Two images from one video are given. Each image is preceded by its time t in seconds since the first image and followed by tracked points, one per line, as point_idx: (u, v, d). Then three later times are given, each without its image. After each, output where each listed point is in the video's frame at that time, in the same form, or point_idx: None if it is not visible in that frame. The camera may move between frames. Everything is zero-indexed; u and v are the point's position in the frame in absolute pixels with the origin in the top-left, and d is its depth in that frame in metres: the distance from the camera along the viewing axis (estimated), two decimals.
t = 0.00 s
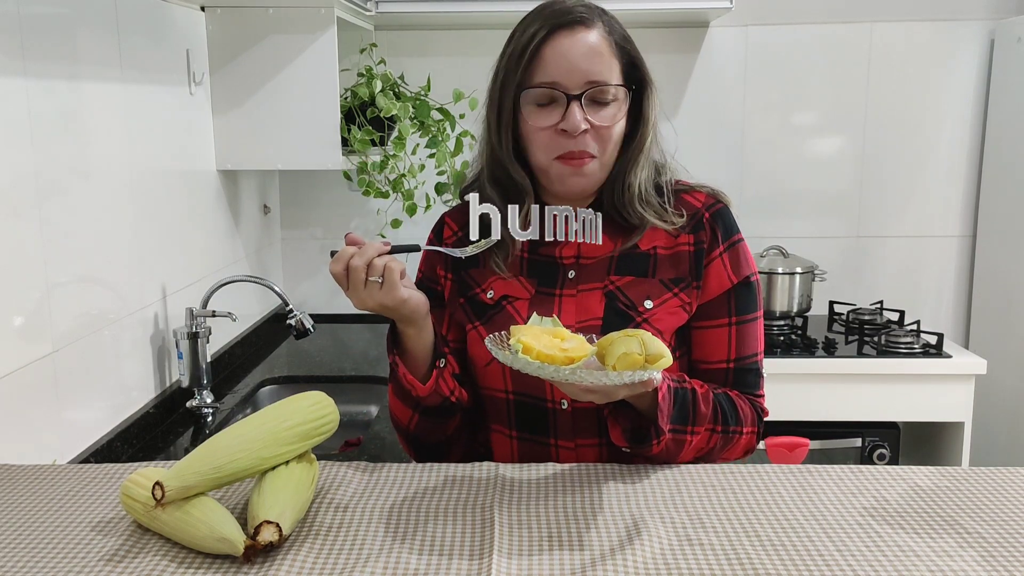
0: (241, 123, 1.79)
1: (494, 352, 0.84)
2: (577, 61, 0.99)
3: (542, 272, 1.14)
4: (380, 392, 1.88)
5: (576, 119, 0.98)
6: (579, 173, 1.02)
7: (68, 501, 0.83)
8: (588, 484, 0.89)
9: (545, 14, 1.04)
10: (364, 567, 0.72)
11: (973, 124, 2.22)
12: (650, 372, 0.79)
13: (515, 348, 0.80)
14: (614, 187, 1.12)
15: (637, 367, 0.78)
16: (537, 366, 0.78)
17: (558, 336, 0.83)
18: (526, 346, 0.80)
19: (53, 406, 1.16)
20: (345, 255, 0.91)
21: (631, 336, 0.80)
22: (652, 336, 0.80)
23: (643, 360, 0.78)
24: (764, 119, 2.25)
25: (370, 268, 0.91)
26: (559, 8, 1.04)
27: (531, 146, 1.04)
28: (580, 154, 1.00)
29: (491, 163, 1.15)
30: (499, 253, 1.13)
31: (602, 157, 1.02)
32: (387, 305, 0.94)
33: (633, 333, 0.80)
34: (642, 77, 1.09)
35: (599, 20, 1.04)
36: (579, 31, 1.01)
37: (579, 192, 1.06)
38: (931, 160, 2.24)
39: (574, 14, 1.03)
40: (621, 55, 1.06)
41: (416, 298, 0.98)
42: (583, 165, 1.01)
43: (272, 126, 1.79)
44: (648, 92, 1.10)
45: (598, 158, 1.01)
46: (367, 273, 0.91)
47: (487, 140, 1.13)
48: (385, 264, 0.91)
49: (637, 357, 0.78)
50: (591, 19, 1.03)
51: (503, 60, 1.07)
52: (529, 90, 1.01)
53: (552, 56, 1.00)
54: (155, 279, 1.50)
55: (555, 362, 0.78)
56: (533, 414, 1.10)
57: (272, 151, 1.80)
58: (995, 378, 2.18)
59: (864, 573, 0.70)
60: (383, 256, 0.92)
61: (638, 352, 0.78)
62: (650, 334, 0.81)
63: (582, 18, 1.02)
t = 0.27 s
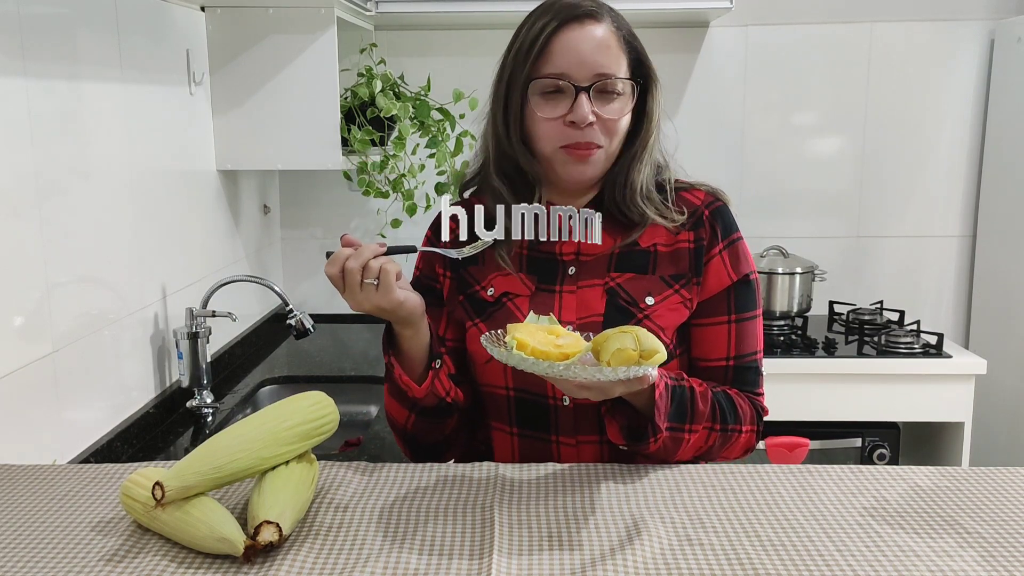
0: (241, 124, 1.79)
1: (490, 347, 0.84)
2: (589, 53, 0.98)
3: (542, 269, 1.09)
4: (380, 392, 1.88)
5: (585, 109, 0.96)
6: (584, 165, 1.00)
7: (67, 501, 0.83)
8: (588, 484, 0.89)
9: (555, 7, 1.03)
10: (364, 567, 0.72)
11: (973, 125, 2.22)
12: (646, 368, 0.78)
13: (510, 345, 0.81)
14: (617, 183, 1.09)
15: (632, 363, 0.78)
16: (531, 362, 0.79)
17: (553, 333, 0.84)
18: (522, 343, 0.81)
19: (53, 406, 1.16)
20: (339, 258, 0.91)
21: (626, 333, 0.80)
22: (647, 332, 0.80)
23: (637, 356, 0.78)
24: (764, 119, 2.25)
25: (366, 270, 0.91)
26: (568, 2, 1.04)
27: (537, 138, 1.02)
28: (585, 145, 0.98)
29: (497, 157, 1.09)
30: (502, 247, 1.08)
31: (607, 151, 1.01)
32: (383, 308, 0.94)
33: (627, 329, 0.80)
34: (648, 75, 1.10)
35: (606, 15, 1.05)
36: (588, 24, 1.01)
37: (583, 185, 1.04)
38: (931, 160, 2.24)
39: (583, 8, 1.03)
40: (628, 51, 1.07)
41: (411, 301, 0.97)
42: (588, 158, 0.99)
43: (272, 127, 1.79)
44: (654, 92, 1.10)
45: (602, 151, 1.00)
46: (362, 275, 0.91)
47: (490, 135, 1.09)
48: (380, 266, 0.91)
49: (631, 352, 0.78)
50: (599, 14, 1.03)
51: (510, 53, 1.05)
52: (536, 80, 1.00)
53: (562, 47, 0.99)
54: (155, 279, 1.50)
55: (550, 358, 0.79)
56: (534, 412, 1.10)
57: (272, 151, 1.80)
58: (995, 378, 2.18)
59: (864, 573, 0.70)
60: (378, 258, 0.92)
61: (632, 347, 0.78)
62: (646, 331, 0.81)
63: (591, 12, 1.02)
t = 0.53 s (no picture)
0: (241, 124, 1.79)
1: (492, 355, 0.84)
2: (577, 28, 1.02)
3: (543, 271, 1.11)
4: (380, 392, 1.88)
5: (571, 76, 0.99)
6: (572, 134, 1.01)
7: (67, 502, 0.83)
8: (588, 485, 0.89)
9: None
10: (364, 567, 0.72)
11: (973, 124, 2.22)
12: (649, 375, 0.78)
13: (514, 352, 0.80)
14: (622, 175, 1.12)
15: (637, 371, 0.78)
16: (536, 369, 0.79)
17: (558, 341, 0.84)
18: (525, 350, 0.81)
19: (53, 405, 1.16)
20: (334, 261, 0.91)
21: (631, 340, 0.79)
22: (651, 340, 0.80)
23: (642, 364, 0.78)
24: (764, 119, 2.25)
25: (360, 275, 0.91)
26: None
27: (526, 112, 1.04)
28: (573, 113, 1.00)
29: (492, 138, 1.15)
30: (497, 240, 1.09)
31: (597, 123, 1.01)
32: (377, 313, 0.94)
33: (632, 336, 0.80)
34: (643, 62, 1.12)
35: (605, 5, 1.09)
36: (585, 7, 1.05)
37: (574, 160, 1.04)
38: (931, 160, 2.24)
39: None
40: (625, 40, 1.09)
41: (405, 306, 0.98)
42: (577, 126, 1.00)
43: (272, 127, 1.79)
44: (648, 79, 1.13)
45: (591, 121, 1.01)
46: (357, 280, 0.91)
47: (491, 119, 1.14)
48: (374, 272, 0.91)
49: (635, 360, 0.77)
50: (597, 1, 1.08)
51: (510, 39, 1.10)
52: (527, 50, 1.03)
53: (554, 22, 1.03)
54: (155, 280, 1.50)
55: (554, 366, 0.79)
56: (536, 417, 1.10)
57: (272, 151, 1.80)
58: (995, 377, 2.18)
59: (863, 573, 0.70)
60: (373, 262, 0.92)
61: (636, 355, 0.78)
62: (651, 338, 0.80)
63: None
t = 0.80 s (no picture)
0: (241, 124, 1.79)
1: (500, 360, 0.83)
2: (579, 32, 1.02)
3: (543, 273, 1.13)
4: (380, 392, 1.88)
5: (574, 83, 0.99)
6: (575, 139, 1.02)
7: (67, 501, 0.83)
8: (588, 485, 0.89)
9: None
10: (364, 567, 0.72)
11: (974, 124, 2.22)
12: (660, 379, 0.79)
13: (523, 359, 0.79)
14: (623, 175, 1.12)
15: (648, 375, 0.78)
16: (547, 377, 0.77)
17: (565, 345, 0.83)
18: (535, 356, 0.79)
19: (53, 405, 1.16)
20: (344, 264, 0.90)
21: (640, 345, 0.81)
22: (661, 345, 0.81)
23: (652, 368, 0.78)
24: (764, 119, 2.25)
25: (372, 276, 0.90)
26: None
27: (528, 115, 1.05)
28: (576, 119, 1.00)
29: (491, 139, 1.16)
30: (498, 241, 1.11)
31: (599, 127, 1.02)
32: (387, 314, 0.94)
33: (641, 341, 0.81)
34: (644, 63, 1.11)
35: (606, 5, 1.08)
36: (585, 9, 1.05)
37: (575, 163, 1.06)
38: (931, 160, 2.24)
39: None
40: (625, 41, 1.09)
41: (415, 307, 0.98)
42: (578, 131, 1.01)
43: (272, 127, 1.79)
44: (648, 80, 1.12)
45: (594, 126, 1.01)
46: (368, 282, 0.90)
47: (490, 119, 1.15)
48: (386, 273, 0.91)
49: (646, 364, 0.78)
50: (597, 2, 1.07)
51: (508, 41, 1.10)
52: (528, 54, 1.03)
53: (555, 25, 1.03)
54: (155, 280, 1.50)
55: (564, 372, 0.78)
56: (538, 419, 1.10)
57: (272, 151, 1.80)
58: (995, 377, 2.18)
59: (863, 573, 0.70)
60: (384, 264, 0.92)
61: (646, 359, 0.79)
62: (660, 343, 0.81)
63: None
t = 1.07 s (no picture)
0: (241, 124, 1.79)
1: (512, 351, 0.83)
2: (586, 35, 1.03)
3: (548, 269, 1.10)
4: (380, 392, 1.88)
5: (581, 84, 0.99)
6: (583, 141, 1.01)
7: (67, 501, 0.83)
8: (588, 485, 0.89)
9: None
10: (364, 567, 0.72)
11: (973, 125, 2.22)
12: (671, 369, 0.80)
13: (537, 347, 0.80)
14: (628, 175, 1.11)
15: (659, 365, 0.79)
16: (560, 365, 0.78)
17: (576, 335, 0.83)
18: (547, 345, 0.80)
19: (53, 406, 1.16)
20: (357, 251, 0.91)
21: (651, 335, 0.81)
22: (673, 336, 0.81)
23: (664, 358, 0.79)
24: (764, 119, 2.25)
25: (384, 265, 0.91)
26: None
27: (535, 118, 1.04)
28: (584, 120, 1.00)
29: (497, 141, 1.14)
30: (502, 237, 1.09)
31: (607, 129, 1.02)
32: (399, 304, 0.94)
33: (652, 332, 0.81)
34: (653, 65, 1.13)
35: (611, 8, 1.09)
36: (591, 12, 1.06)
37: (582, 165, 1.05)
38: (931, 160, 2.24)
39: None
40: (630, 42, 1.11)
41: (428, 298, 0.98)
42: (587, 132, 1.00)
43: (272, 127, 1.79)
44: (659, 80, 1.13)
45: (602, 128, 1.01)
46: (381, 270, 0.91)
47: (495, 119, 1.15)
48: (399, 261, 0.91)
49: (658, 354, 0.79)
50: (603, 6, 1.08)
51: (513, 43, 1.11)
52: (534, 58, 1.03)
53: (560, 29, 1.04)
54: (155, 280, 1.50)
55: (576, 361, 0.78)
56: (543, 415, 1.10)
57: (271, 151, 1.80)
58: (995, 377, 2.18)
59: (863, 573, 0.70)
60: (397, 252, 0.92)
61: (658, 349, 0.79)
62: (671, 335, 0.82)
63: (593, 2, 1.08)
